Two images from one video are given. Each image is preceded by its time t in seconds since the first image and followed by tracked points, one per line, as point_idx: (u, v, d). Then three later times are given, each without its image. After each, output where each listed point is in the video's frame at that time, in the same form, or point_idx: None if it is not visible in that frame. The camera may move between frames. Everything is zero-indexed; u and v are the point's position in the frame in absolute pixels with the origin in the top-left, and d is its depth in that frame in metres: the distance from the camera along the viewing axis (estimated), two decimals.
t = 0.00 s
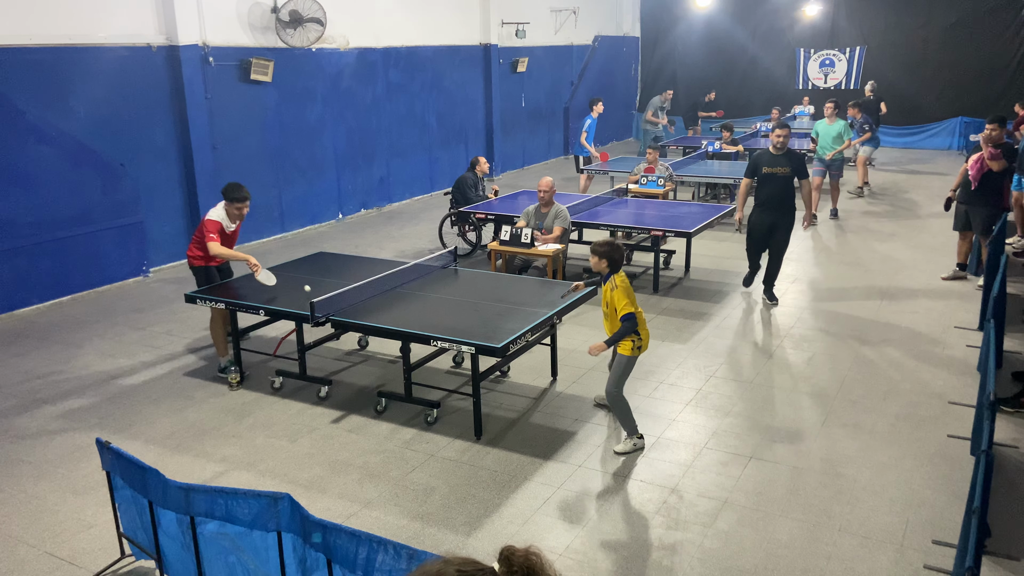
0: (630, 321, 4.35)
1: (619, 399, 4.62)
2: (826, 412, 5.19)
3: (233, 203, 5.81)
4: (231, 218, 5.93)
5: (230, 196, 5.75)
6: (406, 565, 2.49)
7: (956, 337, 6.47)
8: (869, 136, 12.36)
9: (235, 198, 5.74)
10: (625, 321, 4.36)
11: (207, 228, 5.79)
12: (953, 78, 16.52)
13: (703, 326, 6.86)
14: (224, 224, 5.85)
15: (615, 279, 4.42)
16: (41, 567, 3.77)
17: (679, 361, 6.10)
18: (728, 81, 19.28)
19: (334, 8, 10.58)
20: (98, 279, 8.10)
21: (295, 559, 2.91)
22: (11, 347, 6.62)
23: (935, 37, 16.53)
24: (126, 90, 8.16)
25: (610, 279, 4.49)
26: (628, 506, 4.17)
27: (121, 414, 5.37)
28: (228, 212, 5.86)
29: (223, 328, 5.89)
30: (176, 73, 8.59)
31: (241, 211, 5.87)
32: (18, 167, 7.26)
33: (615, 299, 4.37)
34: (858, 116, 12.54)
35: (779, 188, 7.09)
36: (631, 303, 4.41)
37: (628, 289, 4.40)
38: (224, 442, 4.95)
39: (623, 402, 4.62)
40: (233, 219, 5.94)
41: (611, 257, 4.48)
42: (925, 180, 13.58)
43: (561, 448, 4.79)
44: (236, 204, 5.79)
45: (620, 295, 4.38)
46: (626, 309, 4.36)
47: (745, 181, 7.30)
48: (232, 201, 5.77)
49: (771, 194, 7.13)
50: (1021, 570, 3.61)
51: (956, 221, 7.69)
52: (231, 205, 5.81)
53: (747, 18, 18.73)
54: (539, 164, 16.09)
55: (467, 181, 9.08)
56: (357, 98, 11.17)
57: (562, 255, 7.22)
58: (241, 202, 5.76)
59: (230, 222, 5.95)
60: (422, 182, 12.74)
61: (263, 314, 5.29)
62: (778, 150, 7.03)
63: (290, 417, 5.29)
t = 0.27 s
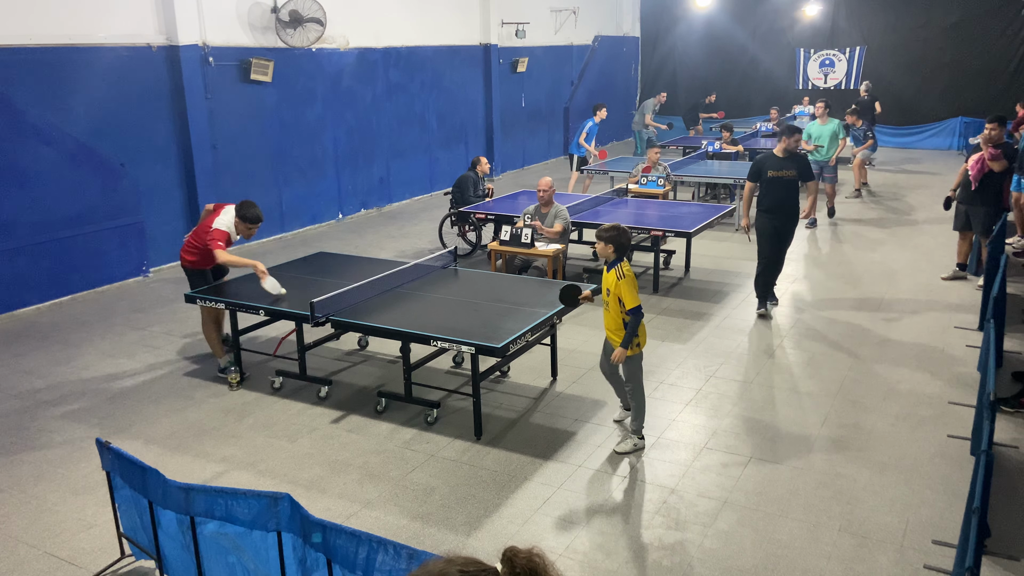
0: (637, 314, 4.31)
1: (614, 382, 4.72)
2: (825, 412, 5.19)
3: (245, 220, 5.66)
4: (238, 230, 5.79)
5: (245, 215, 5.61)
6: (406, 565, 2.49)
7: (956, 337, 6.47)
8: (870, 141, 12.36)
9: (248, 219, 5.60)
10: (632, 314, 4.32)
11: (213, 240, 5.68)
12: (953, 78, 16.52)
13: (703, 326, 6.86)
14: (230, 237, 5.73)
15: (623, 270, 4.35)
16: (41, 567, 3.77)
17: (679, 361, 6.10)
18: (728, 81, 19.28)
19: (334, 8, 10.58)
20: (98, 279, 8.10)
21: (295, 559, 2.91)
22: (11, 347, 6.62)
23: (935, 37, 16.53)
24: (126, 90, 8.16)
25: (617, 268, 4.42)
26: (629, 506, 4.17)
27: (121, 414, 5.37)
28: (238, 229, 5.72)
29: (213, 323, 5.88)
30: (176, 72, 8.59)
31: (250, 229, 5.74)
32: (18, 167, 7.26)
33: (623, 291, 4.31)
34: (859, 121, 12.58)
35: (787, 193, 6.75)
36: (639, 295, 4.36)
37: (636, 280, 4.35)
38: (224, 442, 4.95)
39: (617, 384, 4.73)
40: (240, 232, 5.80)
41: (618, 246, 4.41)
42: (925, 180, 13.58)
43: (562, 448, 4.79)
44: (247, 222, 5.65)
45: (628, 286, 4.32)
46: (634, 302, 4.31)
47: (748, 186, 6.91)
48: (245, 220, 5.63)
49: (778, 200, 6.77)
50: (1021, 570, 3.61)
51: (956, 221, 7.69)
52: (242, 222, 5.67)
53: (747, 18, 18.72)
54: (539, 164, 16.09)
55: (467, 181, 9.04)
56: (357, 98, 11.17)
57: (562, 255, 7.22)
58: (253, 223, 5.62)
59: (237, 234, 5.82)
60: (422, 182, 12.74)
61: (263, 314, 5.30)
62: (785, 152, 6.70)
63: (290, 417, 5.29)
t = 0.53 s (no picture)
0: (615, 314, 4.34)
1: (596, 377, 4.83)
2: (825, 412, 5.19)
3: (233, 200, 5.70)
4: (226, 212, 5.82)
5: (231, 194, 5.65)
6: (406, 565, 2.49)
7: (957, 337, 6.47)
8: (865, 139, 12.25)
9: (235, 196, 5.65)
10: (612, 315, 4.35)
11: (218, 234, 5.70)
12: (953, 78, 16.53)
13: (703, 326, 6.86)
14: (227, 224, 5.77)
15: (608, 269, 4.38)
16: (41, 567, 3.76)
17: (679, 361, 6.10)
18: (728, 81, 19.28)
19: (334, 7, 10.58)
20: (98, 280, 8.10)
21: (295, 559, 2.91)
22: (11, 346, 6.62)
23: (935, 37, 16.53)
24: (126, 90, 8.16)
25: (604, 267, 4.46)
26: (629, 506, 4.17)
27: (121, 414, 5.37)
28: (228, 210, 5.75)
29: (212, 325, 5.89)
30: (176, 72, 8.59)
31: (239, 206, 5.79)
32: (18, 167, 7.26)
33: (604, 290, 4.34)
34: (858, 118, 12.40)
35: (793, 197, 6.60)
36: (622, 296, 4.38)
37: (620, 280, 4.37)
38: (224, 442, 4.95)
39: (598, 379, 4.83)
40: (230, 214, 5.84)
41: (607, 245, 4.46)
42: (925, 180, 13.58)
43: (562, 448, 4.79)
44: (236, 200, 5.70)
45: (610, 285, 4.34)
46: (614, 302, 4.34)
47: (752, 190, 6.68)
48: (233, 199, 5.68)
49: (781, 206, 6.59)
50: (1021, 570, 3.61)
51: (956, 221, 7.69)
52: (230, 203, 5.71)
53: (747, 18, 18.72)
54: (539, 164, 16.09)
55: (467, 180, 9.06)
56: (357, 98, 11.17)
57: (562, 255, 7.22)
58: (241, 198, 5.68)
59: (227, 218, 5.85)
60: (422, 182, 12.74)
61: (263, 314, 5.30)
62: (794, 157, 6.47)
63: (290, 417, 5.29)
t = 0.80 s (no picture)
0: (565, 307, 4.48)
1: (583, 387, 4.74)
2: (825, 412, 5.19)
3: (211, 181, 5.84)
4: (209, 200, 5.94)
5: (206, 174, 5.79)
6: (406, 565, 2.49)
7: (957, 337, 6.47)
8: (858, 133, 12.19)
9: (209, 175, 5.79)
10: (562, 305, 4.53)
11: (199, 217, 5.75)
12: (953, 78, 16.53)
13: (703, 326, 6.86)
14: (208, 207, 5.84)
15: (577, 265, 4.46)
16: (41, 567, 3.76)
17: (678, 361, 6.10)
18: (728, 81, 19.28)
19: (334, 8, 10.58)
20: (98, 279, 8.10)
21: (295, 559, 2.91)
22: (10, 346, 6.62)
23: (935, 37, 16.53)
24: (126, 91, 8.16)
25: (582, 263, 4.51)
26: (629, 505, 4.17)
27: (121, 414, 5.37)
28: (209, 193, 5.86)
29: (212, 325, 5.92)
30: (176, 72, 8.59)
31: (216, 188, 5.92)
32: (18, 167, 7.26)
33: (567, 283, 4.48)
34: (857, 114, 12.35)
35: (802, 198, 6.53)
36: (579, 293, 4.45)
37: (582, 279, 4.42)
38: (225, 442, 4.95)
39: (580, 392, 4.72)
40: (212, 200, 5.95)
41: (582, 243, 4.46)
42: (926, 180, 13.58)
43: (561, 448, 4.79)
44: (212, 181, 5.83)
45: (575, 282, 4.44)
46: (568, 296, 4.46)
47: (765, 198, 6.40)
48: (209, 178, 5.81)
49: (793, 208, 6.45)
50: (1021, 570, 3.61)
51: (956, 220, 7.70)
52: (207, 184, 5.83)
53: (747, 18, 18.73)
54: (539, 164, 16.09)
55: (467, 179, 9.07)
56: (357, 97, 11.16)
57: (562, 255, 7.21)
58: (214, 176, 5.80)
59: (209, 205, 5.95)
60: (422, 182, 12.74)
61: (263, 314, 5.29)
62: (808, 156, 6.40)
63: (290, 417, 5.29)
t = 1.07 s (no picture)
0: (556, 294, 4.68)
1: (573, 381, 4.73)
2: (825, 412, 5.19)
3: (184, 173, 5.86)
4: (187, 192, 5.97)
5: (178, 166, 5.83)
6: (406, 565, 2.49)
7: (956, 337, 6.47)
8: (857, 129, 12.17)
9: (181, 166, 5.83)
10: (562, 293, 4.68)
11: (162, 204, 5.80)
12: (953, 79, 16.53)
13: (703, 326, 6.87)
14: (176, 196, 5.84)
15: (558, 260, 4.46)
16: (41, 567, 3.76)
17: (679, 361, 6.10)
18: (728, 81, 19.28)
19: (334, 8, 10.58)
20: (98, 280, 8.11)
21: (295, 559, 2.91)
22: (10, 346, 6.62)
23: (935, 37, 16.54)
24: (127, 91, 8.17)
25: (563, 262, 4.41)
26: (629, 506, 4.17)
27: (120, 414, 5.37)
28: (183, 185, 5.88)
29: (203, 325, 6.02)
30: (176, 73, 8.59)
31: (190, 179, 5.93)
32: (18, 167, 7.26)
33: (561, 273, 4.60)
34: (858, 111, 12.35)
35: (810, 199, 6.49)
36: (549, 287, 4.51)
37: (542, 280, 4.39)
38: (225, 442, 4.95)
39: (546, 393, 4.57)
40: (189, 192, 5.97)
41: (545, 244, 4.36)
42: (926, 180, 13.58)
43: (561, 448, 4.80)
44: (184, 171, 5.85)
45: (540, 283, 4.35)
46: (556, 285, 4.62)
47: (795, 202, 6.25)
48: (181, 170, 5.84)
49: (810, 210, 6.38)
50: (1021, 570, 3.61)
51: (956, 221, 7.70)
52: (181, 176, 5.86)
53: (746, 18, 18.73)
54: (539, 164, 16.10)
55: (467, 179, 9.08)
56: (357, 98, 11.16)
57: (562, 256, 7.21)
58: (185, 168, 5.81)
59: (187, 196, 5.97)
60: (422, 182, 12.74)
61: (263, 314, 5.29)
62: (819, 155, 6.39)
63: (290, 417, 5.29)
